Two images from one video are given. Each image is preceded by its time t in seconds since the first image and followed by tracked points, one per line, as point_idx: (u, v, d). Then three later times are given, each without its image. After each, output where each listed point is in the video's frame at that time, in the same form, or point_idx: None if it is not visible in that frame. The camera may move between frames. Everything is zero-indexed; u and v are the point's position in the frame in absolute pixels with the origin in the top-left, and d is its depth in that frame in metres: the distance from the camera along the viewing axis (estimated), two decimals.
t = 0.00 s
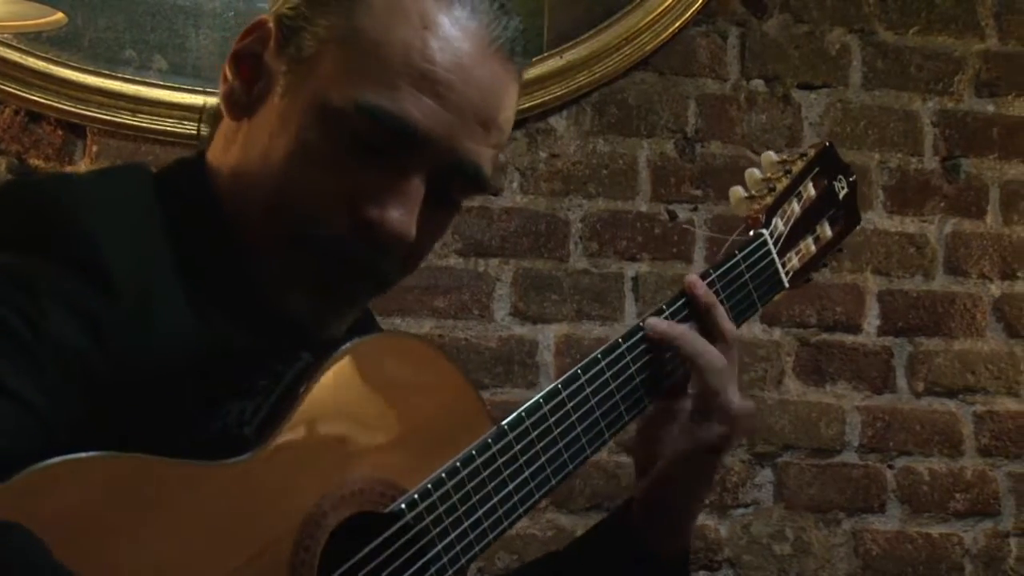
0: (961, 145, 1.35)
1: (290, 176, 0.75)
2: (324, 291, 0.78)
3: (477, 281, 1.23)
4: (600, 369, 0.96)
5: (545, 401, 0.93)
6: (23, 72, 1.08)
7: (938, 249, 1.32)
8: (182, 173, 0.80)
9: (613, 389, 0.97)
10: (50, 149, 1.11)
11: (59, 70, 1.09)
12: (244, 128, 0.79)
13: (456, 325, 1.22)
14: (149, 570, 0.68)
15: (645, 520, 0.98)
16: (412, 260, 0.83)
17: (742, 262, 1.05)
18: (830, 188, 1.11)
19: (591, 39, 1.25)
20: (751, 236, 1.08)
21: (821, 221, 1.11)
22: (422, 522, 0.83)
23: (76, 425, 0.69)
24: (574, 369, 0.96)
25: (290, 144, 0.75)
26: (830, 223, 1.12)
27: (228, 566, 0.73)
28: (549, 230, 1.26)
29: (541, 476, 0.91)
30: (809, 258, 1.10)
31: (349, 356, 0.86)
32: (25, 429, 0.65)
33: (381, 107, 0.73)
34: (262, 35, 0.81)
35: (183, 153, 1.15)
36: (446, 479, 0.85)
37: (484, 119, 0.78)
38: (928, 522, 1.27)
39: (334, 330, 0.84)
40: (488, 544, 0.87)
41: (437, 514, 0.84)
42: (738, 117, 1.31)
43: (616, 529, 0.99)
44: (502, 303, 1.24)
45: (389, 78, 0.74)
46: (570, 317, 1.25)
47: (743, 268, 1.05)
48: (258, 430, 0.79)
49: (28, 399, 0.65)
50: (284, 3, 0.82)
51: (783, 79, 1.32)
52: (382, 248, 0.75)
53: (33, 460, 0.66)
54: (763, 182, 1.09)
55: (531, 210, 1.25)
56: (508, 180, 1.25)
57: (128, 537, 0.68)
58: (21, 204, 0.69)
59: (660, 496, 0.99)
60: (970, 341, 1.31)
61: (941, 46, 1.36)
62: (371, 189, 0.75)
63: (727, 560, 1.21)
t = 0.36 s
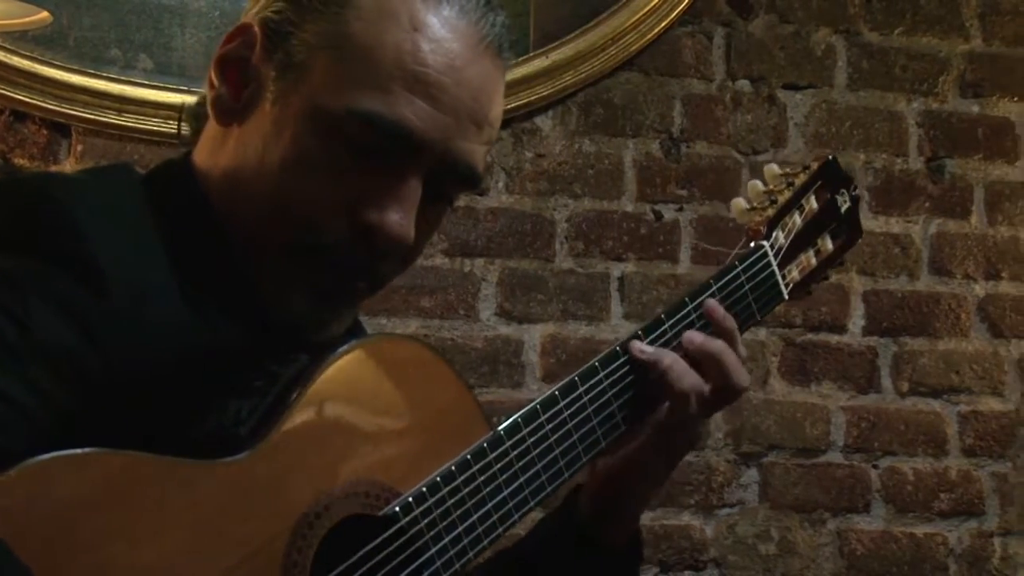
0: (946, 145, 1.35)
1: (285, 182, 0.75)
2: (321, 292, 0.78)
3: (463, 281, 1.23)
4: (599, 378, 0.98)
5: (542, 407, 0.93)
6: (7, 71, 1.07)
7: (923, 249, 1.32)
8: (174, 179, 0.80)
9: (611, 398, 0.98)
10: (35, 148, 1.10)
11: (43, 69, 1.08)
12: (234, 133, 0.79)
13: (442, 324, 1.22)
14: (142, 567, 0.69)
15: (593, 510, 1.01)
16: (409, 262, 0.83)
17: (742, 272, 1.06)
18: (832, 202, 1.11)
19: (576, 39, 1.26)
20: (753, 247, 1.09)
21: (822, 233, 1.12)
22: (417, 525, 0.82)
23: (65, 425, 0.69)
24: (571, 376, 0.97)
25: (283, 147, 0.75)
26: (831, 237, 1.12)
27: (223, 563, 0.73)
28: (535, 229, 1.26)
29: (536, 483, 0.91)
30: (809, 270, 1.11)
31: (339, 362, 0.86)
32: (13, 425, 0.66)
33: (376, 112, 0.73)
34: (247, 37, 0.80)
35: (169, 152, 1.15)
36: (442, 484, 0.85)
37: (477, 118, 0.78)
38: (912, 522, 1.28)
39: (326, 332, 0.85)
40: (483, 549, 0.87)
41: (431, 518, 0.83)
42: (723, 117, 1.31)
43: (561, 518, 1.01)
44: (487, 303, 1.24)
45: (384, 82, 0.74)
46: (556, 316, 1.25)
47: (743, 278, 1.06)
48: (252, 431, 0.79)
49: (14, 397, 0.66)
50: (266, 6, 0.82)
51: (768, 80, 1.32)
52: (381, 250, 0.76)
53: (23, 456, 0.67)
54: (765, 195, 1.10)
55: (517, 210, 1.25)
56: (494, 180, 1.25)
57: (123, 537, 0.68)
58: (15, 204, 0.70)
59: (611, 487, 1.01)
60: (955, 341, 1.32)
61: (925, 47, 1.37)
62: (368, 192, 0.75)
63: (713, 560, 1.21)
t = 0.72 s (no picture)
0: (930, 146, 1.35)
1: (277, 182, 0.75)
2: (313, 292, 0.78)
3: (448, 281, 1.23)
4: (588, 374, 0.98)
5: (530, 404, 0.93)
6: None
7: (907, 250, 1.32)
8: (162, 179, 0.80)
9: (600, 396, 0.98)
10: (19, 147, 1.10)
11: (28, 68, 1.08)
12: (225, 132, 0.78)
13: (427, 324, 1.22)
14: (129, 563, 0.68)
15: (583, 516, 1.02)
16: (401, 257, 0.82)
17: (734, 268, 1.06)
18: (826, 198, 1.12)
19: (561, 40, 1.26)
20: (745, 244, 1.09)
21: (816, 230, 1.12)
22: (403, 524, 0.83)
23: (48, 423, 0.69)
24: (561, 373, 0.97)
25: (276, 146, 0.75)
26: (826, 233, 1.12)
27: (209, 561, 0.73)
28: (520, 230, 1.26)
29: (524, 479, 0.91)
30: (803, 267, 1.11)
31: (329, 358, 0.86)
32: None
33: (369, 111, 0.73)
34: (235, 38, 0.80)
35: (154, 152, 1.15)
36: (428, 482, 0.85)
37: (469, 118, 0.78)
38: (897, 522, 1.28)
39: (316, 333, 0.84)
40: (470, 546, 0.87)
41: (418, 517, 0.84)
42: (708, 117, 1.31)
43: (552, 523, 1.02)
44: (473, 303, 1.24)
45: (377, 82, 0.73)
46: (541, 316, 1.25)
47: (735, 274, 1.06)
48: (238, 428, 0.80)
49: None
50: (255, 5, 0.81)
51: (754, 80, 1.33)
52: (374, 249, 0.76)
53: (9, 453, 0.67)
54: (759, 191, 1.11)
55: (502, 210, 1.25)
56: (479, 180, 1.25)
57: (113, 535, 0.68)
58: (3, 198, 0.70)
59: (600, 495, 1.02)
60: (939, 341, 1.32)
61: (910, 48, 1.37)
62: (360, 193, 0.75)
63: (698, 560, 1.21)
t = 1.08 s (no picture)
0: (910, 146, 1.35)
1: (245, 183, 0.75)
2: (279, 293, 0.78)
3: (429, 281, 1.23)
4: (581, 367, 0.97)
5: (520, 399, 0.93)
6: None
7: (887, 250, 1.32)
8: (134, 180, 0.80)
9: (594, 387, 0.98)
10: None
11: (7, 67, 1.08)
12: (192, 130, 0.78)
13: (408, 324, 1.22)
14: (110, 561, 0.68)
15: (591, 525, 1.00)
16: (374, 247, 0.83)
17: (736, 259, 1.06)
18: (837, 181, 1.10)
19: (542, 40, 1.26)
20: (750, 230, 1.09)
21: (825, 214, 1.10)
22: (388, 519, 0.83)
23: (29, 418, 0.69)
24: (555, 365, 0.97)
25: (243, 146, 0.75)
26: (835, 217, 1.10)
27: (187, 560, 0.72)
28: (501, 230, 1.26)
29: (514, 472, 0.91)
30: (810, 254, 1.10)
31: (321, 350, 0.84)
32: None
33: (336, 116, 0.73)
34: (203, 35, 0.79)
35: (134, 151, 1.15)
36: (413, 477, 0.85)
37: (436, 119, 0.78)
38: (876, 522, 1.28)
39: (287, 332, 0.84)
40: (454, 541, 0.87)
41: (403, 512, 0.84)
42: (689, 117, 1.32)
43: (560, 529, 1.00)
44: (453, 303, 1.24)
45: (344, 86, 0.73)
46: (522, 316, 1.25)
47: (737, 263, 1.06)
48: (220, 423, 0.78)
49: None
50: (221, 3, 0.80)
51: (734, 81, 1.33)
52: (339, 251, 0.76)
53: None
54: (766, 176, 1.10)
55: (483, 210, 1.25)
56: (459, 180, 1.25)
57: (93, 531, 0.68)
58: None
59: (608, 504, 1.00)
60: (919, 341, 1.32)
61: (889, 49, 1.37)
62: (326, 196, 0.75)
63: (678, 560, 1.22)
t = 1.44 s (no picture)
0: (897, 146, 1.35)
1: (237, 181, 0.75)
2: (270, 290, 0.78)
3: (416, 280, 1.23)
4: (565, 373, 0.98)
5: (507, 403, 0.93)
6: None
7: (874, 250, 1.32)
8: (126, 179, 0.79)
9: (577, 393, 0.98)
10: None
11: None
12: (182, 129, 0.78)
13: (396, 323, 1.22)
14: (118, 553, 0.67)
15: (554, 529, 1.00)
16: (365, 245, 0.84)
17: (712, 270, 1.06)
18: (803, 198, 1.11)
19: (530, 40, 1.26)
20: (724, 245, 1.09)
21: (793, 230, 1.12)
22: (380, 521, 0.82)
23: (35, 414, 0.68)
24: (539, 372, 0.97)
25: (234, 144, 0.75)
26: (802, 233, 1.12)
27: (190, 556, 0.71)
28: (488, 229, 1.26)
29: (501, 475, 0.92)
30: (779, 268, 1.12)
31: (310, 354, 0.85)
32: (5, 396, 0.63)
33: (326, 113, 0.73)
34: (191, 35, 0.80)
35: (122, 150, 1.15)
36: (405, 479, 0.85)
37: (425, 116, 0.79)
38: (863, 521, 1.28)
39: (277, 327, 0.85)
40: (444, 544, 0.87)
41: (395, 515, 0.83)
42: (676, 117, 1.32)
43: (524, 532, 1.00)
44: (441, 302, 1.24)
45: (332, 83, 0.74)
46: (509, 316, 1.25)
47: (712, 275, 1.06)
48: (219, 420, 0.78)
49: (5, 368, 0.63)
50: (209, 3, 0.81)
51: (721, 81, 1.33)
52: (328, 249, 0.76)
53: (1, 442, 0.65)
54: (738, 190, 1.11)
55: (471, 210, 1.26)
56: (447, 179, 1.25)
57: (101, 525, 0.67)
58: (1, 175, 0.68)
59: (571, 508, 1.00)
60: (906, 341, 1.32)
61: (876, 49, 1.37)
62: (319, 193, 0.75)
63: (665, 559, 1.22)
